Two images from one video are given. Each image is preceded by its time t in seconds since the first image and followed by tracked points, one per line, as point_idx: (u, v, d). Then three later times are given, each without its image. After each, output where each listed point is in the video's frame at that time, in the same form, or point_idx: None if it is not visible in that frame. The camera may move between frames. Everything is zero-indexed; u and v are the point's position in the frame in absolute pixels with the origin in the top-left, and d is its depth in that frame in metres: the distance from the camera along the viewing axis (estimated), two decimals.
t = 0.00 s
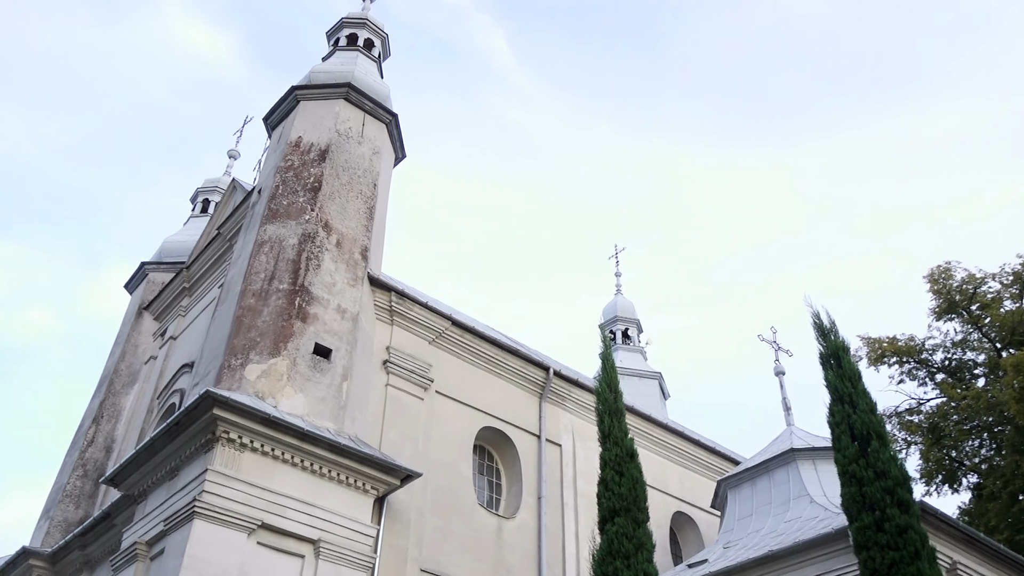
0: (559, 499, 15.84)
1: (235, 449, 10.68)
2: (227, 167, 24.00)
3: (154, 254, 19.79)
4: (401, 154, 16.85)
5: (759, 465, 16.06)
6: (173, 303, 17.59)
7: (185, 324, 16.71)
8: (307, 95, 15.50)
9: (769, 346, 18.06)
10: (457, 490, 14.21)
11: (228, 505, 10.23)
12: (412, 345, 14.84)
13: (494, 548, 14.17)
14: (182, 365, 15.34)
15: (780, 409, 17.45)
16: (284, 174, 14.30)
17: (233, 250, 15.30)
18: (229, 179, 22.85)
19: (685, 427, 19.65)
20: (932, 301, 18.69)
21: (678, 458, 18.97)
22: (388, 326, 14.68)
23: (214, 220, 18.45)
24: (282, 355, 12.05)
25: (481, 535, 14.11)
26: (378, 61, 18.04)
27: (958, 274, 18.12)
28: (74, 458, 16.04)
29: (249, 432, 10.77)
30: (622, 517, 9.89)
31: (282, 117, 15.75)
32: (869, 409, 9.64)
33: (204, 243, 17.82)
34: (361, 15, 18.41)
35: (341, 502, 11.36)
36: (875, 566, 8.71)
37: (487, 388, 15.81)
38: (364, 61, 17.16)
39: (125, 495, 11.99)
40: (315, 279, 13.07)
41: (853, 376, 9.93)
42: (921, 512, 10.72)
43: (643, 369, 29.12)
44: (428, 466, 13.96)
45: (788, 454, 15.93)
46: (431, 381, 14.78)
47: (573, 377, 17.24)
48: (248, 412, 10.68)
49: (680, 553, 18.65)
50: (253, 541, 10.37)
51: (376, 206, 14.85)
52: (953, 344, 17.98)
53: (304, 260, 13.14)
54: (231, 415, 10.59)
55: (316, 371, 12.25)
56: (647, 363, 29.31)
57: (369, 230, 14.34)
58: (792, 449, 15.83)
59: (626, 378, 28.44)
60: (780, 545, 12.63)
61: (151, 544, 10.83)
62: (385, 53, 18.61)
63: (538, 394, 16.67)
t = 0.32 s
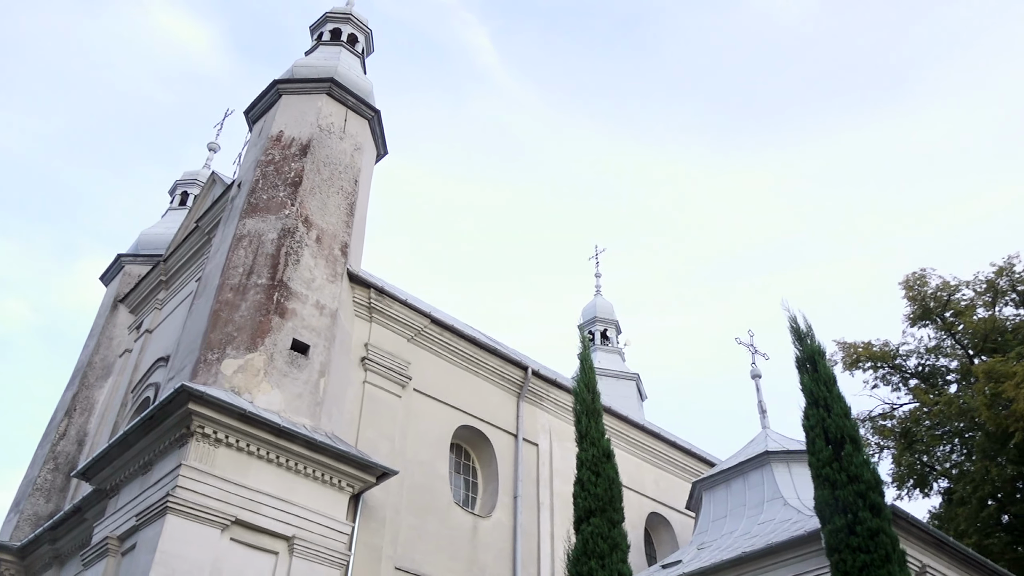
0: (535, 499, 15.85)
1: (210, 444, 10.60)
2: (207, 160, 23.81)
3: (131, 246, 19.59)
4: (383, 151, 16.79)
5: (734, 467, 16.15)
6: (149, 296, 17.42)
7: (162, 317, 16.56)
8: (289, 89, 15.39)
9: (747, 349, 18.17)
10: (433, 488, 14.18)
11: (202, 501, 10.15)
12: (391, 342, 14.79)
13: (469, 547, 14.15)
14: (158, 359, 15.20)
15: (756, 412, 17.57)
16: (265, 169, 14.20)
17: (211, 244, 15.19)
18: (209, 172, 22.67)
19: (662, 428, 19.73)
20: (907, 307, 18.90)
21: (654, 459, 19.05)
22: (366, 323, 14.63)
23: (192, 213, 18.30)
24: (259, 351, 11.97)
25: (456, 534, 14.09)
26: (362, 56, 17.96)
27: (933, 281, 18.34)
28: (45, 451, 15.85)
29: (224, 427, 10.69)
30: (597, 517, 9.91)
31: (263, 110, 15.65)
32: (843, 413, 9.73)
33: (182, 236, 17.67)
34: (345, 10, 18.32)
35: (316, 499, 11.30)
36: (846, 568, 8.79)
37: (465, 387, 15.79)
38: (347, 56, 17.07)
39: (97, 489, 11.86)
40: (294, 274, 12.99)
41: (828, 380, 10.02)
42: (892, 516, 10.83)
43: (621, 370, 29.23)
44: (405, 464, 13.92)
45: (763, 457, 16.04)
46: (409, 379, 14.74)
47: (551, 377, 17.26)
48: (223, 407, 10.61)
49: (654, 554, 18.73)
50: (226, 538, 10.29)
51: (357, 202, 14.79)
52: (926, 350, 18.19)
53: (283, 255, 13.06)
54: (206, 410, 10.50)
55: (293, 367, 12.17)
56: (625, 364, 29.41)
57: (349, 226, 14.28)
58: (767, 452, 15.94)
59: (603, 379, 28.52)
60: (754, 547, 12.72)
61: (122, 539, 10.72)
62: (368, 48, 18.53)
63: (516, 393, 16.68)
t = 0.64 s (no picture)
0: (511, 498, 15.86)
1: (185, 439, 10.52)
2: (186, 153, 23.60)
3: (107, 238, 19.39)
4: (365, 147, 16.72)
5: (710, 469, 16.24)
6: (125, 289, 17.26)
7: (138, 311, 16.39)
8: (271, 83, 15.29)
9: (724, 351, 18.27)
10: (410, 486, 14.15)
11: (175, 496, 10.06)
12: (369, 340, 14.74)
13: (445, 546, 14.13)
14: (133, 353, 15.05)
15: (733, 414, 17.67)
16: (245, 163, 14.10)
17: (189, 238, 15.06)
18: (188, 165, 22.47)
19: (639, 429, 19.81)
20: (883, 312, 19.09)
21: (631, 460, 19.12)
22: (345, 319, 14.57)
23: (170, 206, 18.12)
24: (236, 346, 11.89)
25: (432, 533, 14.07)
26: (345, 52, 17.87)
27: (908, 287, 18.54)
28: (16, 445, 15.64)
29: (200, 422, 10.61)
30: (574, 517, 9.93)
31: (244, 104, 15.53)
32: (818, 416, 9.81)
33: (160, 229, 17.51)
34: (329, 5, 18.22)
35: (292, 496, 11.24)
36: (818, 570, 8.88)
37: (443, 385, 15.76)
38: (330, 51, 16.99)
39: (69, 484, 11.73)
40: (273, 270, 12.91)
41: (804, 384, 10.10)
42: (864, 519, 10.93)
43: (599, 370, 29.30)
44: (381, 462, 13.88)
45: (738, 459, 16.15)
46: (387, 376, 14.69)
47: (529, 377, 17.27)
48: (199, 402, 10.52)
49: (630, 554, 18.80)
50: (200, 534, 10.21)
51: (338, 198, 14.72)
52: (901, 355, 18.38)
53: (262, 250, 12.98)
54: (181, 405, 10.41)
55: (270, 363, 12.10)
56: (604, 365, 29.49)
57: (329, 222, 14.21)
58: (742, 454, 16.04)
59: (582, 379, 28.58)
60: (727, 548, 12.80)
61: (94, 535, 10.60)
62: (352, 44, 18.45)
63: (494, 392, 16.68)
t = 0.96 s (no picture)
0: (490, 497, 15.85)
1: (163, 435, 10.43)
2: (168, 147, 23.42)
3: (86, 231, 19.19)
4: (349, 144, 16.65)
5: (689, 470, 16.31)
6: (103, 283, 17.08)
7: (116, 305, 16.23)
8: (255, 78, 15.19)
9: (705, 353, 18.34)
10: (389, 484, 14.11)
11: (151, 493, 9.97)
12: (350, 337, 14.68)
13: (423, 544, 14.10)
14: (110, 348, 14.90)
15: (712, 415, 17.75)
16: (227, 157, 14.01)
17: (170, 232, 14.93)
18: (169, 159, 22.30)
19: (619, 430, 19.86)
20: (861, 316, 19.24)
21: (610, 460, 19.17)
22: (326, 317, 14.51)
23: (151, 200, 17.96)
24: (215, 342, 11.80)
25: (411, 531, 14.03)
26: (330, 48, 17.79)
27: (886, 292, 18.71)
28: None
29: (178, 419, 10.52)
30: (553, 517, 9.94)
31: (227, 98, 15.43)
32: (796, 419, 9.87)
33: (140, 223, 17.36)
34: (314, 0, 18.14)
35: (270, 494, 11.18)
36: (794, 571, 8.94)
37: (424, 384, 15.73)
38: (315, 47, 16.90)
39: (43, 479, 11.60)
40: (254, 265, 12.83)
41: (783, 387, 10.16)
42: (841, 521, 11.01)
43: (580, 370, 29.37)
44: (361, 460, 13.83)
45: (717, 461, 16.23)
46: (367, 374, 14.64)
47: (510, 376, 17.26)
48: (177, 398, 10.44)
49: (608, 554, 18.84)
50: (177, 531, 10.13)
51: (321, 195, 14.65)
52: (878, 359, 18.55)
53: (244, 246, 12.89)
54: (159, 400, 10.32)
55: (250, 360, 12.02)
56: (585, 365, 29.56)
57: (311, 219, 14.14)
58: (721, 456, 16.12)
59: (563, 379, 28.62)
60: (705, 549, 12.88)
61: (68, 531, 10.49)
62: (337, 40, 18.37)
63: (475, 392, 16.66)
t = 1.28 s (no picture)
0: (472, 496, 15.84)
1: (143, 431, 10.34)
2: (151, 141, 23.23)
3: (67, 225, 19.02)
4: (334, 140, 16.58)
5: (671, 470, 16.36)
6: (84, 277, 16.93)
7: (97, 299, 16.09)
8: (240, 73, 15.10)
9: (688, 355, 18.40)
10: (371, 483, 14.07)
11: (130, 489, 9.89)
12: (333, 335, 14.63)
13: (404, 543, 14.07)
14: (90, 342, 14.77)
15: (695, 416, 17.80)
16: (211, 152, 13.92)
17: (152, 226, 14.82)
18: (152, 153, 22.12)
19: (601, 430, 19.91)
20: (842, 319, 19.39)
21: (593, 460, 19.21)
22: (309, 314, 14.45)
23: (133, 194, 17.82)
24: (197, 338, 11.72)
25: (392, 530, 14.00)
26: (316, 44, 17.71)
27: (867, 296, 18.86)
28: None
29: (158, 415, 10.44)
30: (534, 516, 9.93)
31: (212, 92, 15.33)
32: (777, 421, 9.93)
33: (121, 217, 17.22)
34: None
35: (250, 491, 11.12)
36: (773, 572, 8.99)
37: (407, 382, 15.69)
38: (301, 42, 16.82)
39: (21, 474, 11.47)
40: (237, 261, 12.75)
41: (765, 389, 10.21)
42: (820, 522, 11.09)
43: (563, 370, 29.41)
44: (343, 458, 13.78)
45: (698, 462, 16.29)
46: (350, 372, 14.59)
47: (493, 376, 17.26)
48: (158, 394, 10.35)
49: (589, 554, 18.88)
50: (155, 528, 10.05)
51: (305, 192, 14.58)
52: (859, 362, 18.68)
53: (227, 241, 12.81)
54: (139, 396, 10.23)
55: (232, 356, 11.95)
56: (568, 365, 29.61)
57: (295, 216, 14.07)
58: (702, 457, 16.18)
59: (546, 379, 28.63)
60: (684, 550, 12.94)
61: (45, 527, 10.39)
62: (323, 36, 18.29)
63: (458, 391, 16.65)
